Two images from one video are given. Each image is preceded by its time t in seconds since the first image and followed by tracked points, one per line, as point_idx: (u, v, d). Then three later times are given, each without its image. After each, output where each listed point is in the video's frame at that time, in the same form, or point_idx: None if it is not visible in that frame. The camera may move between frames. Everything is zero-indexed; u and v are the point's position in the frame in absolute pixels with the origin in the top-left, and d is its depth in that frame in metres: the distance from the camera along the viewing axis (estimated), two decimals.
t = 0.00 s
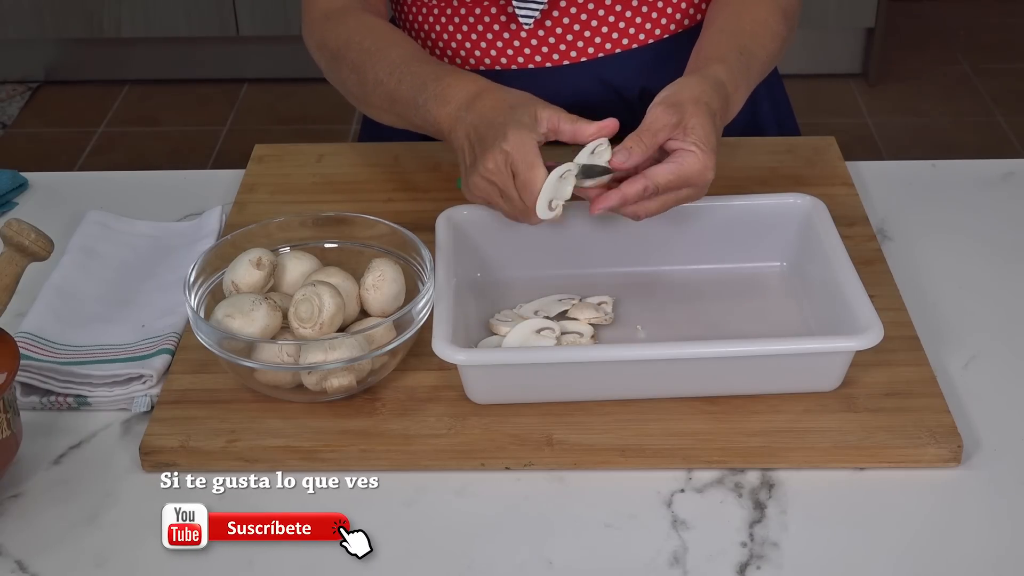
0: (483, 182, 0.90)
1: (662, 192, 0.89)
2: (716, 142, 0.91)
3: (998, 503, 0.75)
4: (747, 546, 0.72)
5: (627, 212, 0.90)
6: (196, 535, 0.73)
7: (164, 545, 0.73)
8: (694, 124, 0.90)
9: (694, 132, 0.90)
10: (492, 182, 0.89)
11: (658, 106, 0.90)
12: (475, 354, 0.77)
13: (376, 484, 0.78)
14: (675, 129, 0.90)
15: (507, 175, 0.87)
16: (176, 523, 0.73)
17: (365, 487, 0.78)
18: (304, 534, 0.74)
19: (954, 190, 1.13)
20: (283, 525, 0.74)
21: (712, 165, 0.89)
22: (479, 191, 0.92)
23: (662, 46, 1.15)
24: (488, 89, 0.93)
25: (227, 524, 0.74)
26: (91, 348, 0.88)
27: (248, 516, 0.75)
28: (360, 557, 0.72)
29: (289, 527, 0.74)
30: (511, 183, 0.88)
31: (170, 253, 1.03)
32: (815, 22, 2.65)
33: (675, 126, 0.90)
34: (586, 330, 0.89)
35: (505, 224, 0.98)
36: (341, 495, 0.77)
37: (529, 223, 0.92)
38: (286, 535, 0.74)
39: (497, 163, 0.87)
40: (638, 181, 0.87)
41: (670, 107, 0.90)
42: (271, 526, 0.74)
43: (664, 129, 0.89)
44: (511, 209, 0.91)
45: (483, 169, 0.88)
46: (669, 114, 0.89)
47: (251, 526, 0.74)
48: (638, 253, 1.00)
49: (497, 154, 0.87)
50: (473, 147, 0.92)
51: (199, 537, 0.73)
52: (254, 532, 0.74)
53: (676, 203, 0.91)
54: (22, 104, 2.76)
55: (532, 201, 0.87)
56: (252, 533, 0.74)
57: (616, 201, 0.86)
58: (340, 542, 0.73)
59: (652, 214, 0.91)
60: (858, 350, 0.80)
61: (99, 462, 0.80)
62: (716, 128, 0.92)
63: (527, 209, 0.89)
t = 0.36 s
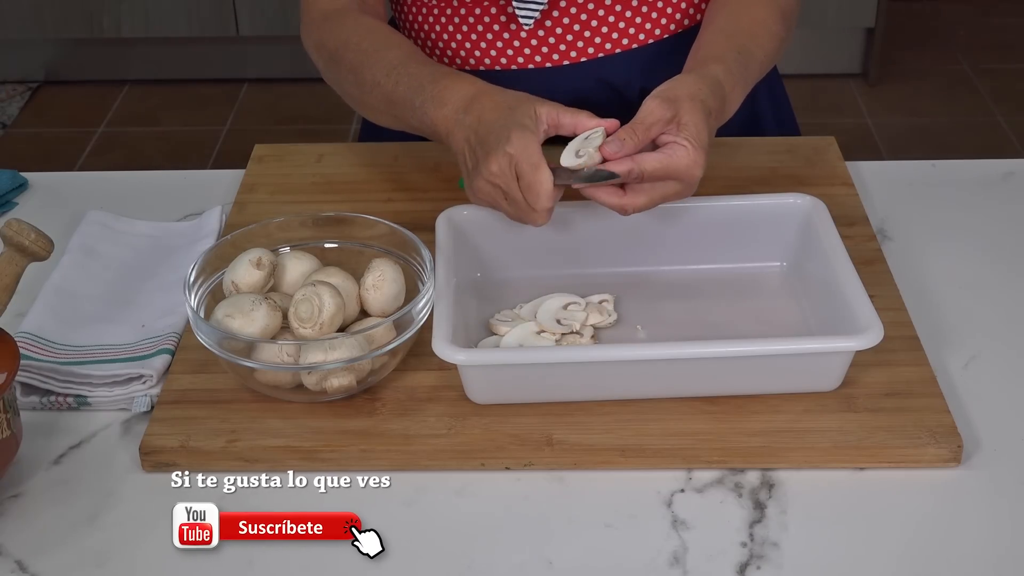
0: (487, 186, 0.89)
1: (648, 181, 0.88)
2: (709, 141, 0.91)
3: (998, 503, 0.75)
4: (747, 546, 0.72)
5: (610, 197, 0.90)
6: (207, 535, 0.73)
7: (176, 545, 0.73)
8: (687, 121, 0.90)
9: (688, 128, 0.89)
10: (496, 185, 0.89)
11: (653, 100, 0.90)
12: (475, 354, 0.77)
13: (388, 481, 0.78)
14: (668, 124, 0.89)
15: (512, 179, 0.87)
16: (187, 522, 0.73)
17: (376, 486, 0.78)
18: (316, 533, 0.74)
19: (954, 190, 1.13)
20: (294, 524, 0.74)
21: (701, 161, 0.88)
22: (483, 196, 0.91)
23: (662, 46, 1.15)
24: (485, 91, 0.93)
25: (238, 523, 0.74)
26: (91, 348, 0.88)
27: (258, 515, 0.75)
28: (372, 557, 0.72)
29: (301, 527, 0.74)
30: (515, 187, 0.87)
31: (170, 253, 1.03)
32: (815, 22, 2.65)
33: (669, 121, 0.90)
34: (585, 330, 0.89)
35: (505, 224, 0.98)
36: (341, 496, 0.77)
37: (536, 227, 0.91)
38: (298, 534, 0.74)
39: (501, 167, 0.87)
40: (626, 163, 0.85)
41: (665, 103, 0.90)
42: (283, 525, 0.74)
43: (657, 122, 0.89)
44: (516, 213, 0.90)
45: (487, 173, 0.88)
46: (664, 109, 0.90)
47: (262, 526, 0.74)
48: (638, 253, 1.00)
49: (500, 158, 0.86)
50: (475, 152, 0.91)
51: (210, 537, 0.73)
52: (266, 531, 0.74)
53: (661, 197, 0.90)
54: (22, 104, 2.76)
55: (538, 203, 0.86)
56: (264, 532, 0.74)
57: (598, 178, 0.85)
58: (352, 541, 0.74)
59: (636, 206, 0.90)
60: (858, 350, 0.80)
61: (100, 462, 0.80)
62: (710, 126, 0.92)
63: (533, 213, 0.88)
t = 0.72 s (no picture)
0: (494, 170, 0.90)
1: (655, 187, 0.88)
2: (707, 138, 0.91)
3: (998, 503, 0.75)
4: (747, 546, 0.72)
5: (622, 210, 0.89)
6: (217, 534, 0.73)
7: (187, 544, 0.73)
8: (685, 125, 0.90)
9: (687, 131, 0.90)
10: (503, 170, 0.90)
11: (649, 107, 0.90)
12: (475, 354, 0.77)
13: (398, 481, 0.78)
14: (667, 129, 0.90)
15: (523, 161, 0.88)
16: (197, 522, 0.73)
17: (388, 486, 0.78)
18: (328, 533, 0.74)
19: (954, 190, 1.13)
20: (305, 523, 0.74)
21: (705, 163, 0.89)
22: (488, 182, 0.92)
23: (662, 46, 1.15)
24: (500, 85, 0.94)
25: (250, 523, 0.74)
26: (91, 348, 0.88)
27: (269, 515, 0.75)
28: (384, 556, 0.72)
29: (312, 526, 0.74)
30: (527, 169, 0.89)
31: (170, 253, 1.03)
32: (814, 22, 2.65)
33: (668, 127, 0.90)
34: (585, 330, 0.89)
35: (506, 225, 0.98)
36: (341, 496, 0.77)
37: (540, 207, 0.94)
38: (309, 534, 0.74)
39: (511, 151, 0.88)
40: (632, 172, 0.86)
41: (661, 108, 0.90)
42: (294, 524, 0.74)
43: (655, 129, 0.89)
44: (520, 195, 0.92)
45: (496, 157, 0.89)
46: (661, 115, 0.89)
47: (273, 525, 0.74)
48: (638, 253, 1.00)
49: (511, 141, 0.88)
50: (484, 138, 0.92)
51: (221, 536, 0.73)
52: (277, 531, 0.74)
53: (671, 202, 0.90)
54: (22, 104, 2.76)
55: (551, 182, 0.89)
56: (275, 531, 0.74)
57: (604, 188, 0.85)
58: (364, 540, 0.74)
59: (649, 214, 0.89)
60: (858, 351, 0.80)
61: (100, 462, 0.80)
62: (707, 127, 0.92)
63: (543, 192, 0.91)
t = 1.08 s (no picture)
0: (486, 185, 0.89)
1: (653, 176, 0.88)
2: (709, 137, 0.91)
3: (998, 503, 0.75)
4: (747, 546, 0.72)
5: (619, 201, 0.89)
6: (229, 534, 0.73)
7: (198, 544, 0.73)
8: (688, 115, 0.90)
9: (688, 121, 0.89)
10: (495, 185, 0.89)
11: (654, 98, 0.90)
12: (475, 354, 0.77)
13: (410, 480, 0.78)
14: (669, 120, 0.90)
15: (510, 179, 0.87)
16: (208, 521, 0.73)
17: (400, 485, 0.78)
18: (340, 532, 0.74)
19: (954, 191, 1.12)
20: (317, 522, 0.74)
21: (701, 152, 0.88)
22: (481, 195, 0.91)
23: (662, 46, 1.15)
24: (485, 90, 0.94)
25: (261, 522, 0.74)
26: (90, 348, 0.88)
27: (280, 513, 0.75)
28: (395, 556, 0.72)
29: (324, 525, 0.74)
30: (514, 187, 0.87)
31: (170, 254, 1.03)
32: (815, 22, 2.65)
33: (670, 118, 0.90)
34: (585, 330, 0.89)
35: (506, 225, 0.98)
36: (341, 496, 0.77)
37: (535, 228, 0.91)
38: (321, 533, 0.74)
39: (501, 168, 0.87)
40: (627, 158, 0.86)
41: (666, 99, 0.90)
42: (306, 523, 0.74)
43: (657, 119, 0.89)
44: (512, 213, 0.90)
45: (486, 173, 0.88)
46: (664, 106, 0.90)
47: (285, 524, 0.74)
48: (637, 253, 1.00)
49: (500, 158, 0.87)
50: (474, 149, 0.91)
51: (232, 535, 0.73)
52: (289, 530, 0.74)
53: (670, 194, 0.89)
54: (22, 104, 2.76)
55: (535, 206, 0.86)
56: (287, 530, 0.74)
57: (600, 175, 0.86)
58: (376, 540, 0.74)
59: (647, 206, 0.89)
60: (858, 350, 0.80)
61: (100, 462, 0.80)
62: (711, 120, 0.92)
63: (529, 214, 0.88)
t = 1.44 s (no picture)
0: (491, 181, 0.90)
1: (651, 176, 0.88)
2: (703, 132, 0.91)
3: (998, 503, 0.75)
4: (747, 546, 0.72)
5: (621, 205, 0.89)
6: (239, 533, 0.73)
7: (208, 543, 0.73)
8: (681, 112, 0.90)
9: (682, 118, 0.90)
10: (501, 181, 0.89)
11: (646, 97, 0.91)
12: (475, 354, 0.77)
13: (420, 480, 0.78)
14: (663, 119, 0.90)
15: (519, 175, 0.87)
16: (219, 521, 0.73)
17: (411, 484, 0.78)
18: (352, 532, 0.74)
19: (954, 191, 1.12)
20: (329, 522, 0.74)
21: (697, 147, 0.88)
22: (484, 191, 0.91)
23: (662, 46, 1.15)
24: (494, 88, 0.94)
25: (272, 521, 0.74)
26: (90, 348, 0.88)
27: (291, 513, 0.75)
28: (407, 555, 0.72)
29: (335, 525, 0.74)
30: (522, 184, 0.87)
31: (170, 253, 1.03)
32: (815, 22, 2.65)
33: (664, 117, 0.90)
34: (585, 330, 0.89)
35: (506, 224, 0.98)
36: (341, 495, 0.77)
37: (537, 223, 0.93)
38: (332, 533, 0.74)
39: (509, 165, 0.87)
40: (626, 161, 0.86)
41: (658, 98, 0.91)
42: (317, 523, 0.74)
43: (651, 120, 0.90)
44: (516, 209, 0.91)
45: (494, 168, 0.88)
46: (656, 105, 0.90)
47: (296, 524, 0.74)
48: (637, 253, 1.00)
49: (509, 155, 0.87)
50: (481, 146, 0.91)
51: (243, 535, 0.73)
52: (300, 530, 0.74)
53: (668, 192, 0.90)
54: (22, 104, 2.76)
55: (545, 201, 0.88)
56: (298, 530, 0.74)
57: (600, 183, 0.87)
58: (388, 539, 0.73)
59: (648, 207, 0.89)
60: (859, 350, 0.80)
61: (100, 462, 0.80)
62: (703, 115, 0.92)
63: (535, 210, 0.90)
